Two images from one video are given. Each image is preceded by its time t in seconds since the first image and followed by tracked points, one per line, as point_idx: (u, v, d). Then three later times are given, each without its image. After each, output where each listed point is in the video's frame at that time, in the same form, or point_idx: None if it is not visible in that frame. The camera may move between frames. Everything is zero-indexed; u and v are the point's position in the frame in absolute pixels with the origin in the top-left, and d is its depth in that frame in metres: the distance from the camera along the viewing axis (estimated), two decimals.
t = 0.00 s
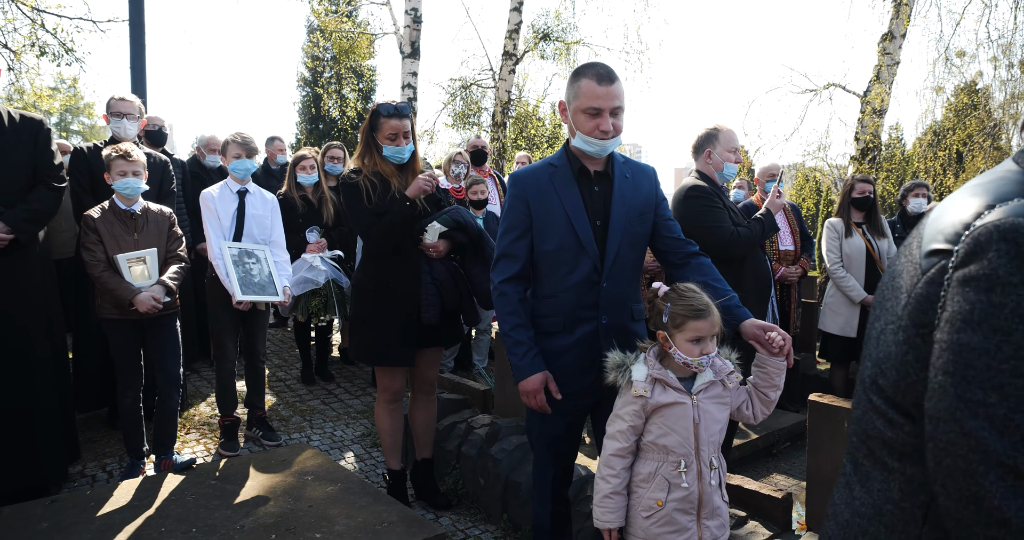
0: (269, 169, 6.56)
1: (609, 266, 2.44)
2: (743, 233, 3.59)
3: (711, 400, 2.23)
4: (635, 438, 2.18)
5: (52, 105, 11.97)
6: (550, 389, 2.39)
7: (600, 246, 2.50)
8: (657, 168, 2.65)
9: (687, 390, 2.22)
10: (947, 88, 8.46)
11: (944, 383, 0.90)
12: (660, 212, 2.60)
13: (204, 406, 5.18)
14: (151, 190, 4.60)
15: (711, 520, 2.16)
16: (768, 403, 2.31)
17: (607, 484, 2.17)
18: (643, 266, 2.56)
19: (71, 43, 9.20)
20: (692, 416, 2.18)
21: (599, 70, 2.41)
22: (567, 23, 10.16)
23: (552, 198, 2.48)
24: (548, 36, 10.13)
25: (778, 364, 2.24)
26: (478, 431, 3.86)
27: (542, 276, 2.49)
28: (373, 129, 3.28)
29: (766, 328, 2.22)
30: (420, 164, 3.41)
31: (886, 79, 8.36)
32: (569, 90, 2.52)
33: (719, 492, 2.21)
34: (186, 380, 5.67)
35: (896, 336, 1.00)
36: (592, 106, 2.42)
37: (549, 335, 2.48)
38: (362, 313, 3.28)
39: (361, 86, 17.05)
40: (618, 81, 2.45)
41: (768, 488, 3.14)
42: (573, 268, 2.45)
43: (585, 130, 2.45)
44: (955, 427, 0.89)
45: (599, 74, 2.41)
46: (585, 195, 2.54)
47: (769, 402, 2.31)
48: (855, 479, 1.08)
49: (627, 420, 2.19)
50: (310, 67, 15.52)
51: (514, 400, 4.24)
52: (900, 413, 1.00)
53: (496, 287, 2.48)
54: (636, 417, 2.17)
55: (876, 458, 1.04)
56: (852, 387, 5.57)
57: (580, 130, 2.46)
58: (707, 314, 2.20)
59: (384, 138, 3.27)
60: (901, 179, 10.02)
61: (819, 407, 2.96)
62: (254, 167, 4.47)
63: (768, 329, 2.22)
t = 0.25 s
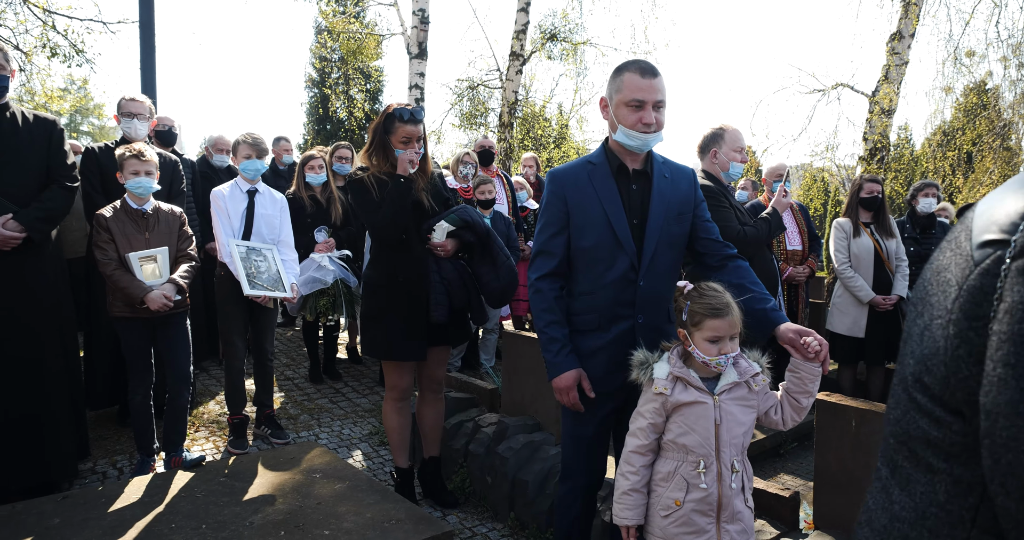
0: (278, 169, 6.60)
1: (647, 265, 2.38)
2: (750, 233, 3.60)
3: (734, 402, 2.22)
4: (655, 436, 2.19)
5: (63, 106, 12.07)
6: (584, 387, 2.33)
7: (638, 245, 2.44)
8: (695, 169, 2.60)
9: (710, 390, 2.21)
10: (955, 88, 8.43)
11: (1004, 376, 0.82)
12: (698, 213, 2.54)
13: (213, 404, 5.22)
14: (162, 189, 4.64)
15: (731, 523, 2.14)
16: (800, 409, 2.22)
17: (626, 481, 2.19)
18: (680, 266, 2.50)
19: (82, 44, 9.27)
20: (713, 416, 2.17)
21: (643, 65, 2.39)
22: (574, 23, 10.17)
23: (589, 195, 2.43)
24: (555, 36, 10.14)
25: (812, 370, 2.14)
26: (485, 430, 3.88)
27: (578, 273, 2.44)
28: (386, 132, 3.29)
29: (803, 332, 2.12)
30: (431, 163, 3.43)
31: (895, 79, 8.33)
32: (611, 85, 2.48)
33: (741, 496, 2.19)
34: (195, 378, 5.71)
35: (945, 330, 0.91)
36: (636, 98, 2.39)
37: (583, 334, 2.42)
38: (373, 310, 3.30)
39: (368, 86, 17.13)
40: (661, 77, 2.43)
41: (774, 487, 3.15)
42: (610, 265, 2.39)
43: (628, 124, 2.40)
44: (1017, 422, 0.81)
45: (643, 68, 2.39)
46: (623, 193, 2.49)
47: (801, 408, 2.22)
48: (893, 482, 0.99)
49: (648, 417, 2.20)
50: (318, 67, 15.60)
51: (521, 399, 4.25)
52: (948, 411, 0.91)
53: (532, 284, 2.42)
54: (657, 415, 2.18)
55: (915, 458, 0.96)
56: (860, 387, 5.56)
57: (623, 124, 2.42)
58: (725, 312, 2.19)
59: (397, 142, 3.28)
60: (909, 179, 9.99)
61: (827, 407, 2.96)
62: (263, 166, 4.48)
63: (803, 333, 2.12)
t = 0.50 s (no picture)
0: (280, 169, 6.62)
1: (666, 264, 2.36)
2: (750, 233, 3.62)
3: (753, 402, 2.21)
4: (672, 434, 2.21)
5: (64, 105, 12.06)
6: (612, 384, 2.27)
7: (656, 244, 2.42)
8: (711, 171, 2.61)
9: (728, 390, 2.22)
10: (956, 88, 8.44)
11: None
12: (715, 214, 2.54)
13: (216, 404, 5.23)
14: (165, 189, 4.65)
15: (747, 525, 2.13)
16: (822, 411, 2.19)
17: (643, 478, 2.21)
18: (697, 266, 2.49)
19: (83, 44, 9.28)
20: (729, 416, 2.17)
21: (663, 66, 2.38)
22: (575, 23, 10.17)
23: (608, 194, 2.41)
24: (556, 36, 10.14)
25: (833, 370, 2.14)
26: (487, 429, 3.88)
27: (595, 273, 2.41)
28: (390, 133, 3.31)
29: (822, 332, 2.12)
30: (435, 164, 3.45)
31: (895, 79, 8.33)
32: (631, 85, 2.45)
33: (759, 497, 2.17)
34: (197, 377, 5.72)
35: None
36: (655, 99, 2.36)
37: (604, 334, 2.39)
38: (376, 309, 3.30)
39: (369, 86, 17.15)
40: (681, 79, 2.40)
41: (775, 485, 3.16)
42: (629, 264, 2.37)
43: (646, 124, 2.37)
44: None
45: (663, 69, 2.37)
46: (641, 192, 2.48)
47: (824, 409, 2.19)
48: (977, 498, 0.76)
49: (664, 415, 2.22)
50: (319, 67, 15.62)
51: (523, 398, 4.26)
52: None
53: (552, 283, 2.38)
54: (673, 413, 2.20)
55: (987, 471, 0.81)
56: (860, 387, 5.57)
57: (640, 124, 2.39)
58: (734, 321, 2.20)
59: (400, 143, 3.30)
60: (910, 179, 10.00)
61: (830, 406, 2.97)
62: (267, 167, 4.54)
63: (822, 333, 2.12)
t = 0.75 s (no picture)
0: (283, 169, 6.64)
1: (677, 264, 2.37)
2: (749, 233, 3.65)
3: (756, 402, 2.24)
4: (677, 430, 2.24)
5: (65, 105, 12.08)
6: (623, 386, 2.28)
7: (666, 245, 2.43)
8: (719, 171, 2.62)
9: (732, 388, 2.24)
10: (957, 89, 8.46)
11: None
12: (723, 214, 2.56)
13: (218, 403, 5.25)
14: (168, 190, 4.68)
15: (747, 523, 2.15)
16: (830, 414, 2.20)
17: (646, 472, 2.25)
18: (705, 266, 2.50)
19: (85, 44, 9.30)
20: (732, 414, 2.20)
21: (670, 65, 2.39)
22: (576, 24, 10.20)
23: (617, 195, 2.41)
24: (556, 37, 10.17)
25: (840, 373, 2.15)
26: (489, 428, 3.91)
27: (605, 275, 2.41)
28: (392, 133, 3.34)
29: (830, 334, 2.11)
30: (437, 164, 3.48)
31: (896, 80, 8.35)
32: (638, 85, 2.47)
33: (760, 497, 2.19)
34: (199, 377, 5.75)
35: None
36: (663, 99, 2.38)
37: (615, 336, 2.39)
38: (380, 308, 3.31)
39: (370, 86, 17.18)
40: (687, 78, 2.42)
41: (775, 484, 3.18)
42: (639, 265, 2.37)
43: (654, 125, 2.39)
44: None
45: (670, 69, 2.39)
46: (651, 192, 2.48)
47: (831, 413, 2.21)
48: None
49: (669, 411, 2.25)
50: (319, 68, 15.64)
51: (524, 398, 4.28)
52: None
53: (561, 286, 2.39)
54: (678, 410, 2.23)
55: None
56: (860, 386, 5.60)
57: (648, 125, 2.41)
58: (737, 325, 2.20)
59: (402, 143, 3.33)
60: (910, 180, 10.03)
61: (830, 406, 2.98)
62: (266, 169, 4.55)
63: (830, 334, 2.11)
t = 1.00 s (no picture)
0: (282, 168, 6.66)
1: (680, 263, 2.39)
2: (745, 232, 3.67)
3: (746, 398, 2.26)
4: (666, 430, 2.25)
5: (63, 105, 12.09)
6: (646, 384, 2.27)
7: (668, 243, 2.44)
8: (713, 168, 2.65)
9: (721, 385, 2.26)
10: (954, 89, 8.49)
11: None
12: (719, 211, 2.59)
13: (217, 401, 5.27)
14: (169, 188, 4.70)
15: (741, 521, 2.20)
16: (811, 415, 2.28)
17: (637, 473, 2.26)
18: (704, 263, 2.52)
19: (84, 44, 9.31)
20: (722, 412, 2.22)
21: (660, 63, 2.40)
22: (574, 24, 10.23)
23: (616, 195, 2.42)
24: (555, 36, 10.20)
25: (828, 376, 2.23)
26: (488, 425, 3.93)
27: (608, 278, 2.42)
28: (390, 131, 3.36)
29: (822, 339, 2.19)
30: (434, 163, 3.51)
31: (892, 80, 8.39)
32: (629, 83, 2.49)
33: (752, 492, 2.24)
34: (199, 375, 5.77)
35: None
36: (655, 98, 2.40)
37: (624, 337, 2.40)
38: (379, 307, 3.33)
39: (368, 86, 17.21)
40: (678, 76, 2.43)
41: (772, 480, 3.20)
42: (644, 267, 2.38)
43: (648, 124, 2.42)
44: None
45: (661, 67, 2.41)
46: (649, 191, 2.50)
47: (811, 414, 2.29)
48: None
49: (658, 411, 2.25)
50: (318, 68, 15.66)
51: (523, 395, 4.31)
52: None
53: (563, 289, 2.38)
54: (668, 409, 2.23)
55: None
56: (857, 384, 5.64)
57: (642, 124, 2.44)
58: (732, 317, 2.22)
59: (400, 140, 3.35)
60: (907, 179, 10.07)
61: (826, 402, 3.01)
62: (268, 170, 4.58)
63: (822, 339, 2.19)
